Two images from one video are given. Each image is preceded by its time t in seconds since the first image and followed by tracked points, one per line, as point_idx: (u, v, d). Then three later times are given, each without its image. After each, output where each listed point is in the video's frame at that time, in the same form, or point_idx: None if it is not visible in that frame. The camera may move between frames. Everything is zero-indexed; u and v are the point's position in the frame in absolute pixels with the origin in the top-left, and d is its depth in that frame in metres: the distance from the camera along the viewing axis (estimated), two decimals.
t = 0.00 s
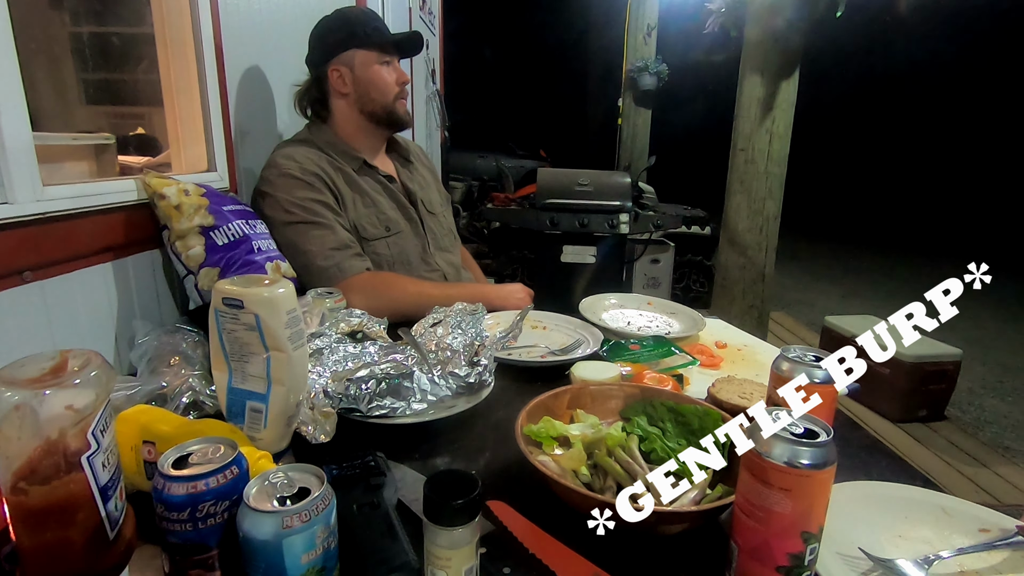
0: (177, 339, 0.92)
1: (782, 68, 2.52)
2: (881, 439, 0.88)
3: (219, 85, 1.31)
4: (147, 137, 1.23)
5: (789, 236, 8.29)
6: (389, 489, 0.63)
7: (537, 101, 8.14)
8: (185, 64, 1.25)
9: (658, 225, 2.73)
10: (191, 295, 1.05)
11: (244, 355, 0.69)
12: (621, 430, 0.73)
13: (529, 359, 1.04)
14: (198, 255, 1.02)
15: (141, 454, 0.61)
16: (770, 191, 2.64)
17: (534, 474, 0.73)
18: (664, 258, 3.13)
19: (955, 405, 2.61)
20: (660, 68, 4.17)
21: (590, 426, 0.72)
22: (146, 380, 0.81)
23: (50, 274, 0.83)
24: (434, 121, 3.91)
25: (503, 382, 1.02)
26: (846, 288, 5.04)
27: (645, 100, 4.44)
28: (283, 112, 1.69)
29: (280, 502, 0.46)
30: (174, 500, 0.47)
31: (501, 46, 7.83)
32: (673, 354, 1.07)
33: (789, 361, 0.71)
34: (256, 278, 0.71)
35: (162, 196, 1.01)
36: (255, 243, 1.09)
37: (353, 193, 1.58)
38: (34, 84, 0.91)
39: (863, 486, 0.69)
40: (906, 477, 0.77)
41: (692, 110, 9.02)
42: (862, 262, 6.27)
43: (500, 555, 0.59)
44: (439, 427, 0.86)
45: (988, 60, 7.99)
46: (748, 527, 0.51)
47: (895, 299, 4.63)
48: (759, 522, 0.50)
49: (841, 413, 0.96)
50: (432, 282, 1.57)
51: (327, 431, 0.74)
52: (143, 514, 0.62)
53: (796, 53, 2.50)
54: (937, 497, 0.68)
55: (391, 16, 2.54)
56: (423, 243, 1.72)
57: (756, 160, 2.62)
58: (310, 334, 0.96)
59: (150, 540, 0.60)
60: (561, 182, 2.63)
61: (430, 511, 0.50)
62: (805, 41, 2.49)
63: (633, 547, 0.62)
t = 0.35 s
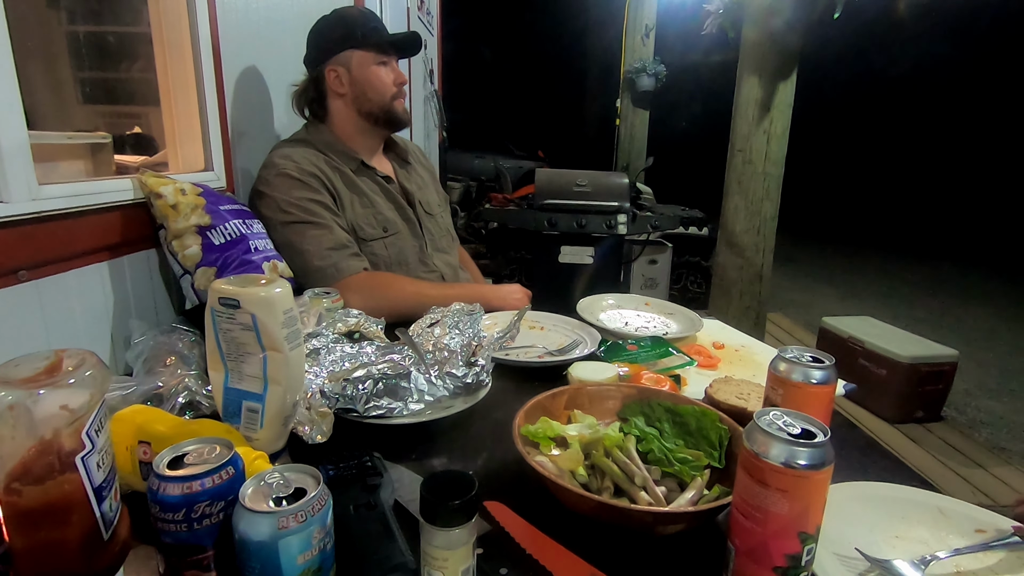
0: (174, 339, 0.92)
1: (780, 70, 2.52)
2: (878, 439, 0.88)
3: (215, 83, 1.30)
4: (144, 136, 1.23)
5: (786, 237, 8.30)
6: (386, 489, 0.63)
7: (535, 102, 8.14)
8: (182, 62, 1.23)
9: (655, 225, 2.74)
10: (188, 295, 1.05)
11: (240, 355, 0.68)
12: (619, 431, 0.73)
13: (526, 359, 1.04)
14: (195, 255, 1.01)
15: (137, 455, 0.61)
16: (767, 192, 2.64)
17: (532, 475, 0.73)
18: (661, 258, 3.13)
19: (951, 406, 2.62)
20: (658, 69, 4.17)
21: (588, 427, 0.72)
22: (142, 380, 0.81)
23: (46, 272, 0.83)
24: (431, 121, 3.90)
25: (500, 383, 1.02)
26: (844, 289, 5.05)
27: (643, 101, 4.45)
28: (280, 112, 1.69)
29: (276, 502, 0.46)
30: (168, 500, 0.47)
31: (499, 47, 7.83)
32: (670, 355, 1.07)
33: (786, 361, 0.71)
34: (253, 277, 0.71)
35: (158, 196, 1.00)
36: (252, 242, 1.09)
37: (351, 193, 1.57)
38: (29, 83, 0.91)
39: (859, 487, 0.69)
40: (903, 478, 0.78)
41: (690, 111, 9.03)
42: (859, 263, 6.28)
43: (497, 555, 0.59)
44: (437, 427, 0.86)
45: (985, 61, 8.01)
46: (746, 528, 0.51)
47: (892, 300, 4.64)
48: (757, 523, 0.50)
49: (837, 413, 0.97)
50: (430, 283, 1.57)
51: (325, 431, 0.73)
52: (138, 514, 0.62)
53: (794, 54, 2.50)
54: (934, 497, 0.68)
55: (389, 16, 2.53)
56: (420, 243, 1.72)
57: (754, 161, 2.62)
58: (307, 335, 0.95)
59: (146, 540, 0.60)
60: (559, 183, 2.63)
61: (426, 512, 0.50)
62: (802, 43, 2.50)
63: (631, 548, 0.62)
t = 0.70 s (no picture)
0: (171, 338, 0.92)
1: (779, 72, 2.53)
2: (875, 442, 0.88)
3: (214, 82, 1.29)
4: (142, 135, 1.23)
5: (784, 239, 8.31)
6: (383, 489, 0.63)
7: (534, 103, 8.15)
8: (180, 61, 1.22)
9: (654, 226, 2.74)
10: (185, 294, 1.04)
11: (238, 354, 0.68)
12: (616, 432, 0.73)
13: (524, 360, 1.04)
14: (192, 254, 1.01)
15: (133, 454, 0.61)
16: (765, 194, 2.65)
17: (529, 476, 0.73)
18: (660, 260, 3.13)
19: (948, 408, 2.63)
20: (657, 70, 4.18)
21: (585, 428, 0.72)
22: (139, 379, 0.81)
23: (44, 271, 0.83)
24: (430, 121, 3.91)
25: (498, 384, 1.02)
26: (841, 291, 5.07)
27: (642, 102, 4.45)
28: (279, 112, 1.69)
29: (272, 502, 0.46)
30: (165, 499, 0.47)
31: (499, 48, 7.84)
32: (667, 356, 1.07)
33: (782, 363, 0.71)
34: (251, 277, 0.71)
35: (156, 194, 1.00)
36: (250, 241, 1.09)
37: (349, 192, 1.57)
38: (27, 82, 0.91)
39: (855, 489, 0.69)
40: (900, 480, 0.78)
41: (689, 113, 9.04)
42: (857, 266, 6.29)
43: (493, 555, 0.59)
44: (434, 427, 0.86)
45: (983, 65, 8.04)
46: (743, 529, 0.51)
47: (890, 302, 4.66)
48: (753, 524, 0.50)
49: (834, 415, 0.97)
50: (428, 283, 1.57)
51: (322, 432, 0.73)
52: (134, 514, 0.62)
53: (792, 57, 2.51)
54: (929, 499, 0.68)
55: (388, 15, 2.53)
56: (418, 243, 1.72)
57: (752, 163, 2.63)
58: (305, 334, 0.95)
59: (143, 540, 0.60)
60: (558, 184, 2.63)
61: (423, 512, 0.50)
62: (801, 45, 2.50)
63: (628, 549, 0.62)
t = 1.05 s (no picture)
0: (172, 334, 0.92)
1: (781, 69, 2.52)
2: (877, 439, 0.88)
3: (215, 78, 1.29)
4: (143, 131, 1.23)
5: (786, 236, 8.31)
6: (384, 486, 0.63)
7: (535, 101, 8.15)
8: (181, 56, 1.22)
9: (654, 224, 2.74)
10: (186, 290, 1.04)
11: (239, 350, 0.68)
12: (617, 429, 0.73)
13: (525, 357, 1.04)
14: (194, 250, 1.01)
15: (134, 449, 0.61)
16: (767, 191, 2.64)
17: (529, 472, 0.73)
18: (660, 257, 3.13)
19: (949, 406, 2.62)
20: (659, 68, 4.18)
21: (586, 425, 0.72)
22: (140, 375, 0.81)
23: (44, 266, 0.83)
24: (431, 118, 3.90)
25: (498, 381, 1.02)
26: (842, 288, 5.07)
27: (643, 100, 4.45)
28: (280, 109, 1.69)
29: (274, 497, 0.46)
30: (167, 494, 0.47)
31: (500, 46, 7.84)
32: (669, 353, 1.07)
33: (785, 360, 0.71)
34: (252, 272, 0.71)
35: (157, 190, 1.00)
36: (251, 237, 1.09)
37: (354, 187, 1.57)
38: (28, 78, 0.91)
39: (857, 486, 0.69)
40: (901, 478, 0.78)
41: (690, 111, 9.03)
42: (858, 263, 6.29)
43: (494, 552, 0.59)
44: (434, 423, 0.86)
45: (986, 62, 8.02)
46: (744, 525, 0.51)
47: (891, 300, 4.66)
48: (754, 520, 0.50)
49: (835, 413, 0.97)
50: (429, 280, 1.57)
51: (323, 427, 0.73)
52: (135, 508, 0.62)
53: (795, 54, 2.50)
54: (931, 496, 0.68)
55: (389, 12, 2.53)
56: (421, 241, 1.72)
57: (754, 161, 2.62)
58: (306, 330, 0.95)
59: (145, 535, 0.60)
60: (559, 181, 2.63)
61: (424, 507, 0.50)
62: (803, 43, 2.50)
63: (628, 545, 0.62)
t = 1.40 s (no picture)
0: (172, 329, 0.92)
1: (782, 65, 2.50)
2: (878, 435, 0.88)
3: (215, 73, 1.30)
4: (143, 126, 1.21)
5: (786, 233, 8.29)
6: (385, 481, 0.63)
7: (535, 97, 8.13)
8: (182, 52, 1.24)
9: (655, 220, 2.72)
10: (187, 285, 1.04)
11: (239, 344, 0.68)
12: (618, 424, 0.72)
13: (525, 353, 1.04)
14: (194, 245, 1.01)
15: (134, 444, 0.61)
16: (768, 189, 2.63)
17: (530, 468, 0.73)
18: (661, 254, 3.13)
19: (950, 403, 2.63)
20: (660, 64, 4.16)
21: (587, 420, 0.72)
22: (140, 369, 0.81)
23: (45, 261, 0.82)
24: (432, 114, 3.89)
25: (499, 376, 1.02)
26: (842, 286, 5.06)
27: (644, 96, 4.43)
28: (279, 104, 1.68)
29: (274, 492, 0.46)
30: (166, 489, 0.47)
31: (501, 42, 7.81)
32: (670, 349, 1.07)
33: (787, 355, 0.70)
34: (253, 267, 0.70)
35: (157, 184, 0.99)
36: (251, 233, 1.09)
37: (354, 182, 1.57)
38: (27, 73, 0.90)
39: (858, 482, 0.69)
40: (903, 474, 0.78)
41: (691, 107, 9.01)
42: (859, 261, 6.28)
43: (495, 548, 0.59)
44: (435, 419, 0.86)
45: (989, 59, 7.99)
46: (746, 521, 0.51)
47: (891, 298, 4.65)
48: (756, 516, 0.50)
49: (837, 408, 0.96)
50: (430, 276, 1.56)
51: (324, 422, 0.73)
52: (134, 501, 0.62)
53: (797, 50, 2.49)
54: (932, 492, 0.68)
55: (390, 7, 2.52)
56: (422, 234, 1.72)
57: (755, 157, 2.62)
58: (307, 325, 0.95)
59: (144, 530, 0.60)
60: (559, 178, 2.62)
61: (425, 503, 0.49)
62: (805, 39, 2.49)
63: (629, 541, 0.62)
